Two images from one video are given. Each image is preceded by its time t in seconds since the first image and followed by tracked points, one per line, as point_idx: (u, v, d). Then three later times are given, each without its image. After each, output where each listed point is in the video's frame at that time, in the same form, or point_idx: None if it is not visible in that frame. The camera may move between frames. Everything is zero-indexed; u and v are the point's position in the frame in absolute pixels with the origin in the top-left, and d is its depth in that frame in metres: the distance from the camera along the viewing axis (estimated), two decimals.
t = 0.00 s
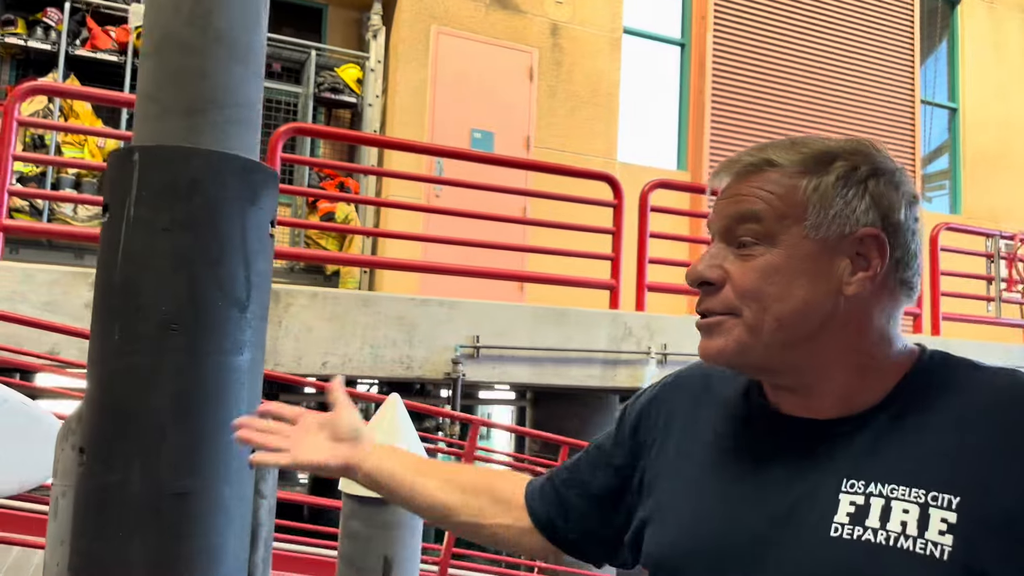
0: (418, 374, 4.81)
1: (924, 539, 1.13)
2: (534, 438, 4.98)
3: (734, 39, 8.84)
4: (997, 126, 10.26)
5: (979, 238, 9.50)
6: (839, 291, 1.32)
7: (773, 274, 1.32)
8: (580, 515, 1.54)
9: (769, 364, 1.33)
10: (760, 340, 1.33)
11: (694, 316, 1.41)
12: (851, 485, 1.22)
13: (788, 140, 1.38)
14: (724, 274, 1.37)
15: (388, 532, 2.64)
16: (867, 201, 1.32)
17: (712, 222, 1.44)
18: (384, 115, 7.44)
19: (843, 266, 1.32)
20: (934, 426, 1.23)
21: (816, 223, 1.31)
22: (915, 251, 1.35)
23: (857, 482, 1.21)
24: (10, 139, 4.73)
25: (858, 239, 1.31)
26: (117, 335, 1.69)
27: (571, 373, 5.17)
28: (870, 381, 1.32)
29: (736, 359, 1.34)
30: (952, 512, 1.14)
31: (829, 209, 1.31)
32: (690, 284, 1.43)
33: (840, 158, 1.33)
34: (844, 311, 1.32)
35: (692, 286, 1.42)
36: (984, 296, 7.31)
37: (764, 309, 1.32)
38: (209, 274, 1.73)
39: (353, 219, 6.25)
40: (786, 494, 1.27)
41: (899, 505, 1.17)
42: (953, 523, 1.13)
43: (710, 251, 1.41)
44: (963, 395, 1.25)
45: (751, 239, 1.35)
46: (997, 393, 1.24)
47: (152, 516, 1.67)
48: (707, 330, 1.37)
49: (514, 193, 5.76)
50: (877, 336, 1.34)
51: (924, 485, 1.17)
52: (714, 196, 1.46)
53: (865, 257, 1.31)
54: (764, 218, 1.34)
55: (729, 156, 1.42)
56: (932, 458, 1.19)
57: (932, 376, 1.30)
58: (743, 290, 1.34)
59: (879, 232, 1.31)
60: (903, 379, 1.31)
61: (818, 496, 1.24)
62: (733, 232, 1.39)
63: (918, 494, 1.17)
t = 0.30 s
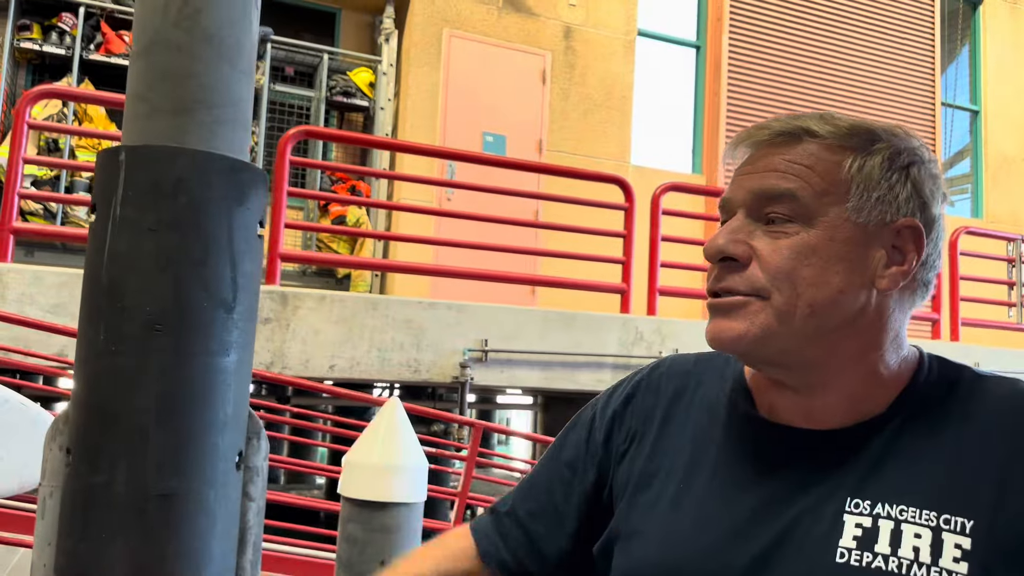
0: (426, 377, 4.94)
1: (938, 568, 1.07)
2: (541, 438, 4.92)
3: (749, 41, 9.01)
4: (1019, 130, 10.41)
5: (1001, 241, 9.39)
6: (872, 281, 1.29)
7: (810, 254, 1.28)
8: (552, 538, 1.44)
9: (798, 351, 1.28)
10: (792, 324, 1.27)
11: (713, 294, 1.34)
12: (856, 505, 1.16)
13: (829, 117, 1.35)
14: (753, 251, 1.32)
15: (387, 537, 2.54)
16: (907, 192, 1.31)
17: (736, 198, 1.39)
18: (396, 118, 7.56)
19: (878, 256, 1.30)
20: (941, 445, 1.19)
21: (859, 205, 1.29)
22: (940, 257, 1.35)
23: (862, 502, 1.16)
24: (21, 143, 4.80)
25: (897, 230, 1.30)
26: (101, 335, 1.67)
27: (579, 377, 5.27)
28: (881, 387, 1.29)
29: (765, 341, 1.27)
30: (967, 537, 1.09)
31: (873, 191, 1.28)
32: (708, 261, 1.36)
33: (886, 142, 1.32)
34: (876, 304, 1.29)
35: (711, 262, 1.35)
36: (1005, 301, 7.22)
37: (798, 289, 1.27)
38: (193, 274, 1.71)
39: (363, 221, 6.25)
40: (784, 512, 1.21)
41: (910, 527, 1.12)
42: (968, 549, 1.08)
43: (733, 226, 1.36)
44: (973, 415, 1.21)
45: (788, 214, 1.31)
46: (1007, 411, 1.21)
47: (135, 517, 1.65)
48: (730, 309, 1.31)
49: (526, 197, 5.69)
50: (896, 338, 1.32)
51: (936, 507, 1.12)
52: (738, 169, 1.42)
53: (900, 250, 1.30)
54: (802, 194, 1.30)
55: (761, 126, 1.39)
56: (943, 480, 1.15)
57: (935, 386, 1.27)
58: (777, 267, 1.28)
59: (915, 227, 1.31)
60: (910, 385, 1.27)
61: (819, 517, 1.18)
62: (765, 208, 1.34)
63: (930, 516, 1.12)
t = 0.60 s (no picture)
0: (433, 378, 4.96)
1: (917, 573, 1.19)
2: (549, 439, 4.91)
3: (759, 42, 9.01)
4: None
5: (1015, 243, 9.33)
6: (868, 262, 1.48)
7: (816, 217, 1.47)
8: (547, 565, 1.62)
9: (800, 302, 1.44)
10: (795, 275, 1.44)
11: (721, 239, 1.51)
12: (834, 511, 1.30)
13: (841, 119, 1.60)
14: (764, 208, 1.51)
15: (390, 539, 2.51)
16: (905, 192, 1.53)
17: (749, 167, 1.60)
18: (405, 120, 7.60)
19: (875, 242, 1.50)
20: (917, 454, 1.32)
21: (864, 188, 1.50)
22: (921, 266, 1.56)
23: (840, 508, 1.29)
24: (34, 146, 4.86)
25: (894, 222, 1.51)
26: (103, 338, 1.69)
27: (588, 379, 5.30)
28: (865, 376, 1.46)
29: (771, 286, 1.44)
30: (947, 541, 1.21)
31: (876, 179, 1.50)
32: (718, 213, 1.55)
33: (891, 147, 1.55)
34: (871, 282, 1.48)
35: (722, 213, 1.55)
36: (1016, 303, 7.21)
37: (803, 247, 1.46)
38: (193, 276, 1.72)
39: (373, 224, 6.31)
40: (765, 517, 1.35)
41: (888, 532, 1.24)
42: (947, 555, 1.19)
43: (745, 186, 1.57)
44: (948, 427, 1.33)
45: (799, 181, 1.52)
46: (980, 422, 1.32)
47: (138, 519, 1.66)
48: (739, 252, 1.48)
49: (535, 199, 5.70)
50: (881, 338, 1.50)
51: (915, 513, 1.25)
52: (752, 146, 1.65)
53: (893, 243, 1.51)
54: (813, 167, 1.52)
55: (780, 110, 1.62)
56: (920, 491, 1.27)
57: (908, 392, 1.42)
58: (785, 222, 1.47)
59: (910, 224, 1.52)
60: (888, 386, 1.44)
61: (804, 526, 1.31)
62: (777, 176, 1.55)
63: (909, 521, 1.24)
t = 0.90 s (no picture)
0: (435, 379, 4.98)
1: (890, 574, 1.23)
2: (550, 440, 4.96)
3: (760, 43, 9.02)
4: None
5: (1018, 242, 9.31)
6: (872, 264, 1.58)
7: (823, 214, 1.56)
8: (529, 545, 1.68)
9: (806, 292, 1.53)
10: (801, 266, 1.53)
11: (731, 223, 1.60)
12: (812, 509, 1.35)
13: (856, 124, 1.71)
14: (773, 200, 1.61)
15: (390, 540, 2.52)
16: (911, 200, 1.65)
17: (762, 162, 1.70)
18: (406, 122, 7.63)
19: (879, 245, 1.60)
20: (900, 458, 1.36)
21: (873, 191, 1.61)
22: (922, 272, 1.67)
23: (818, 507, 1.35)
24: (36, 149, 4.89)
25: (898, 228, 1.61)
26: (103, 340, 1.70)
27: (589, 379, 5.33)
28: (859, 377, 1.53)
29: (778, 275, 1.52)
30: (922, 544, 1.25)
31: (885, 184, 1.61)
32: (730, 202, 1.65)
33: (902, 156, 1.66)
34: (873, 283, 1.58)
35: (734, 202, 1.64)
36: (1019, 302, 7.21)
37: (809, 241, 1.54)
38: (192, 279, 1.73)
39: (374, 226, 6.35)
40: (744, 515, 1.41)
41: (864, 533, 1.29)
42: (921, 558, 1.23)
43: (758, 179, 1.66)
44: (935, 434, 1.38)
45: (810, 177, 1.61)
46: (969, 428, 1.36)
47: (137, 519, 1.67)
48: (747, 240, 1.57)
49: (536, 200, 5.70)
50: (879, 341, 1.58)
51: (894, 515, 1.29)
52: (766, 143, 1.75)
53: (896, 248, 1.61)
54: (824, 166, 1.62)
55: (796, 110, 1.73)
56: (899, 494, 1.31)
57: (907, 391, 1.48)
58: (795, 214, 1.57)
59: (914, 231, 1.62)
60: (884, 386, 1.50)
61: (782, 524, 1.36)
62: (789, 171, 1.65)
63: (886, 522, 1.29)
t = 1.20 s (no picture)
0: (431, 380, 4.99)
1: (867, 561, 1.29)
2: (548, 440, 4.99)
3: (755, 42, 9.03)
4: None
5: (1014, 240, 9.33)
6: (842, 264, 1.61)
7: (790, 218, 1.59)
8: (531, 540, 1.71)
9: (774, 296, 1.55)
10: (769, 269, 1.56)
11: (700, 230, 1.62)
12: (794, 500, 1.41)
13: (825, 129, 1.72)
14: (743, 207, 1.63)
15: (385, 541, 2.52)
16: (881, 200, 1.67)
17: (733, 169, 1.72)
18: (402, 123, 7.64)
19: (849, 246, 1.62)
20: (878, 450, 1.43)
21: (842, 194, 1.63)
22: (897, 270, 1.70)
23: (799, 497, 1.41)
24: (30, 153, 4.89)
25: (869, 229, 1.64)
26: (94, 342, 1.70)
27: (586, 379, 5.35)
28: (835, 373, 1.59)
29: (746, 279, 1.55)
30: (898, 530, 1.31)
31: (854, 186, 1.63)
32: (702, 210, 1.67)
33: (871, 157, 1.68)
34: (843, 283, 1.61)
35: (705, 209, 1.66)
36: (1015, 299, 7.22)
37: (776, 245, 1.57)
38: (183, 281, 1.73)
39: (370, 227, 6.37)
40: (726, 508, 1.47)
41: (843, 520, 1.35)
42: (898, 544, 1.30)
43: (728, 185, 1.68)
44: (909, 428, 1.45)
45: (779, 183, 1.63)
46: (941, 422, 1.43)
47: (129, 520, 1.67)
48: (716, 246, 1.59)
49: (532, 200, 5.69)
50: (854, 339, 1.63)
51: (871, 505, 1.35)
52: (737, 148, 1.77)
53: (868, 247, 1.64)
54: (793, 172, 1.64)
55: (768, 116, 1.76)
56: (876, 485, 1.38)
57: (881, 387, 1.55)
58: (762, 220, 1.59)
59: (884, 230, 1.65)
60: (859, 383, 1.57)
61: (765, 515, 1.42)
62: (759, 178, 1.67)
63: (864, 511, 1.35)
